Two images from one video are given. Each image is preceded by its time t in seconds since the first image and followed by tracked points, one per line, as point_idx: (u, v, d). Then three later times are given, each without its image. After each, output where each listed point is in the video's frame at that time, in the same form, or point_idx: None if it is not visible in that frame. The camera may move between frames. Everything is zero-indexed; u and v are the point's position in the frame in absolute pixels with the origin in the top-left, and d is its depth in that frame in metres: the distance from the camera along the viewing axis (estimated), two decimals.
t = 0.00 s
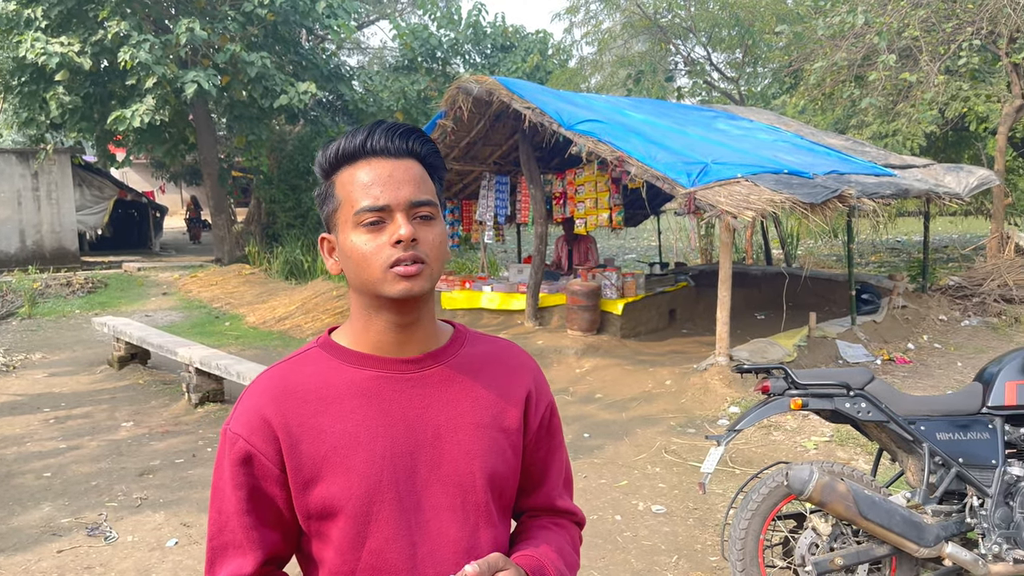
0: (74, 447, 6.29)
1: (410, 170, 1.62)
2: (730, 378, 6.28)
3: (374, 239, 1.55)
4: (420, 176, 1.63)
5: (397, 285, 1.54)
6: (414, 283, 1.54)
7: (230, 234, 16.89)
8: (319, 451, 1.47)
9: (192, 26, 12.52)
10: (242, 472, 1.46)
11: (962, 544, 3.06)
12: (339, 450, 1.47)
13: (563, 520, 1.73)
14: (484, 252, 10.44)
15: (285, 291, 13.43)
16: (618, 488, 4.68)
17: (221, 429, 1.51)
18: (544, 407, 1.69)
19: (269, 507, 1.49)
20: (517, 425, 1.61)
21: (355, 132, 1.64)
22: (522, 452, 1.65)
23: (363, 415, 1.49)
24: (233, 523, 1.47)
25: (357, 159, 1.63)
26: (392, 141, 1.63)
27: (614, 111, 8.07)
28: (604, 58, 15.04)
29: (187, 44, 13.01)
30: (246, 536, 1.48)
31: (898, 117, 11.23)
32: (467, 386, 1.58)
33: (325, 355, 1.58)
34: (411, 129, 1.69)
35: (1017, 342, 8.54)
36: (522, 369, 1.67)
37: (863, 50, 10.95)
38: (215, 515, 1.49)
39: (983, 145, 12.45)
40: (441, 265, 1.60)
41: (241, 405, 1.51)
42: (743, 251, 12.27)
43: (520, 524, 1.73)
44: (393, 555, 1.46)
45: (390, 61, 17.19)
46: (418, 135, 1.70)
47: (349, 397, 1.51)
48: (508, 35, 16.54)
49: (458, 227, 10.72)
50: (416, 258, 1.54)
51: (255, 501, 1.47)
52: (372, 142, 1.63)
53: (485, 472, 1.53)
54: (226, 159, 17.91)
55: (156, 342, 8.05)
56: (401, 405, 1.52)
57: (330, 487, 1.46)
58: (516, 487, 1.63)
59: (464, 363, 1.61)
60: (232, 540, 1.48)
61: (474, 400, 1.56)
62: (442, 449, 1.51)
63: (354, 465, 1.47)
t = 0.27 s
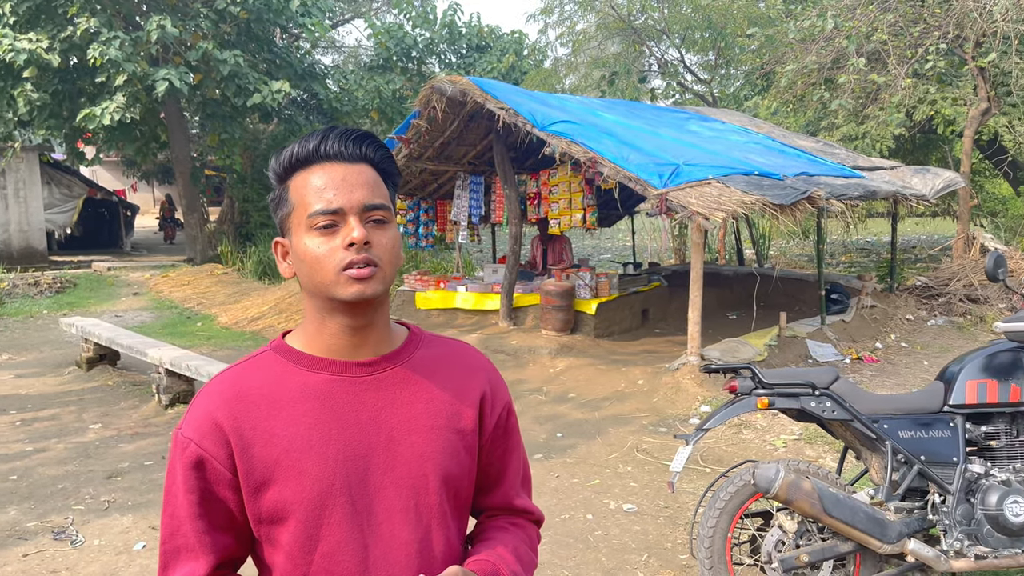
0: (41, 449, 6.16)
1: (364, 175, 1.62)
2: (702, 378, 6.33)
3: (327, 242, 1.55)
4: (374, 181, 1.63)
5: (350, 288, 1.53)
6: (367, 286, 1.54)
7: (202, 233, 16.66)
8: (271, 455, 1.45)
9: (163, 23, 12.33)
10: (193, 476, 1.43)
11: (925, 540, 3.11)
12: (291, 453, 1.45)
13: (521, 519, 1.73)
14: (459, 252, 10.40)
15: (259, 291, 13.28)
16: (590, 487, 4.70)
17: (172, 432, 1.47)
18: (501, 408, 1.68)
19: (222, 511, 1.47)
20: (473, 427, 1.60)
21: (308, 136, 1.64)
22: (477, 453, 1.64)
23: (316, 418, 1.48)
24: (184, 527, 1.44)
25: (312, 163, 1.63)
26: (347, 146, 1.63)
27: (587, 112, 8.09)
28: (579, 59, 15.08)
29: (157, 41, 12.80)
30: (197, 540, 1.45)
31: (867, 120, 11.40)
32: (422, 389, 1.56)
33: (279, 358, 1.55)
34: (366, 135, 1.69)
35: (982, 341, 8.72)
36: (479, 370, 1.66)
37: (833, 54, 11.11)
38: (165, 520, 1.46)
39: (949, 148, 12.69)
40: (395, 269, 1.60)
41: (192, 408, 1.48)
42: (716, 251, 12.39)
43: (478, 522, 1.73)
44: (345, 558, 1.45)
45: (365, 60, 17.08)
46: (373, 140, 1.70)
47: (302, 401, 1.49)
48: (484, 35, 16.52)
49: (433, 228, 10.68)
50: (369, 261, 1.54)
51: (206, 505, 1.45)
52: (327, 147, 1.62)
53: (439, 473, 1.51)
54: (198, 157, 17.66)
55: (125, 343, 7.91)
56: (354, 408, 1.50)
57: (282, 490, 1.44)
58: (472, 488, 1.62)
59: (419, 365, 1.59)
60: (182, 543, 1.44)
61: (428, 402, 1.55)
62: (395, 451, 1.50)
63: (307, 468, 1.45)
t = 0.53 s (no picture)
0: None
1: (331, 182, 1.61)
2: (669, 377, 6.38)
3: (294, 247, 1.53)
4: (341, 188, 1.62)
5: (316, 292, 1.52)
6: (332, 291, 1.52)
7: (168, 234, 16.35)
8: (235, 457, 1.41)
9: (127, 21, 12.06)
10: (156, 479, 1.38)
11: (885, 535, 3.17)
12: (256, 454, 1.41)
13: (478, 509, 1.74)
14: (428, 253, 10.35)
15: (226, 292, 13.08)
16: (559, 486, 4.70)
17: (134, 434, 1.42)
18: (457, 407, 1.68)
19: (186, 513, 1.42)
20: (432, 426, 1.59)
21: (276, 144, 1.62)
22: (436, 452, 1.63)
23: (281, 419, 1.44)
24: (147, 529, 1.40)
25: (279, 169, 1.61)
26: (314, 153, 1.62)
27: (556, 114, 8.12)
28: (548, 61, 15.12)
29: (121, 40, 12.52)
30: (159, 541, 1.40)
31: (831, 123, 11.60)
32: (385, 389, 1.55)
33: (242, 360, 1.52)
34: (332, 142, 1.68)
35: (941, 340, 8.93)
36: (437, 373, 1.65)
37: (797, 58, 11.31)
38: (127, 522, 1.41)
39: (910, 151, 12.98)
40: (360, 275, 1.59)
41: (155, 410, 1.43)
42: (684, 252, 12.51)
43: (437, 514, 1.73)
44: (309, 558, 1.42)
45: (333, 60, 16.92)
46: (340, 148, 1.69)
47: (266, 403, 1.46)
48: (453, 36, 16.49)
49: (402, 228, 10.62)
50: (335, 266, 1.53)
51: (170, 508, 1.40)
52: (294, 154, 1.61)
53: (402, 472, 1.50)
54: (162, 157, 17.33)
55: (88, 346, 7.72)
56: (319, 409, 1.48)
57: (247, 491, 1.41)
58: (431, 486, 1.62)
59: (381, 366, 1.58)
60: (147, 545, 1.41)
61: (391, 402, 1.54)
62: (360, 452, 1.48)
63: (271, 470, 1.41)
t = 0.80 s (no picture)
0: None
1: (312, 189, 1.60)
2: (641, 378, 6.42)
3: (273, 253, 1.52)
4: (321, 197, 1.62)
5: (292, 298, 1.52)
6: (308, 298, 1.53)
7: (137, 239, 16.09)
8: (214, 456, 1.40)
9: (94, 23, 11.85)
10: (130, 477, 1.35)
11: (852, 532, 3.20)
12: (234, 453, 1.41)
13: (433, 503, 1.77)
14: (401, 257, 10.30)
15: (196, 298, 12.90)
16: (532, 488, 4.71)
17: (104, 431, 1.38)
18: (421, 407, 1.71)
19: (157, 511, 1.39)
20: (399, 425, 1.62)
21: (259, 148, 1.60)
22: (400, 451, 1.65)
23: (257, 418, 1.44)
24: (115, 527, 1.35)
25: (259, 174, 1.59)
26: (296, 160, 1.61)
27: (527, 117, 8.14)
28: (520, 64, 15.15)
29: (88, 42, 12.30)
30: (128, 540, 1.35)
31: (799, 125, 11.77)
32: (358, 389, 1.56)
33: (215, 359, 1.49)
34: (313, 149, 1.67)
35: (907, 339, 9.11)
36: (404, 376, 1.68)
37: (765, 62, 11.49)
38: (94, 520, 1.36)
39: (876, 153, 13.23)
40: (336, 282, 1.59)
41: (127, 406, 1.40)
42: (656, 254, 12.61)
43: (392, 509, 1.72)
44: (283, 554, 1.43)
45: (305, 63, 16.79)
46: (320, 154, 1.68)
47: (243, 402, 1.45)
48: (425, 39, 16.46)
49: (375, 232, 10.56)
50: (313, 274, 1.53)
51: (143, 506, 1.36)
52: (277, 161, 1.59)
53: (373, 470, 1.53)
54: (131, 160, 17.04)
55: (54, 353, 7.56)
56: (295, 409, 1.48)
57: (225, 489, 1.40)
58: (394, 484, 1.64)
59: (352, 367, 1.59)
60: (112, 543, 1.35)
61: (363, 402, 1.55)
62: (335, 450, 1.49)
63: (250, 469, 1.41)
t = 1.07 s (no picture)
0: None
1: (278, 196, 1.54)
2: (621, 380, 6.40)
3: (236, 259, 1.46)
4: (289, 204, 1.56)
5: (254, 305, 1.46)
6: (271, 306, 1.47)
7: (114, 244, 15.87)
8: (185, 465, 1.35)
9: (67, 26, 11.64)
10: (100, 489, 1.28)
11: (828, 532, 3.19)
12: (205, 462, 1.36)
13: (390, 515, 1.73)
14: (381, 259, 10.22)
15: (174, 302, 12.74)
16: (512, 492, 4.67)
17: (68, 442, 1.30)
18: (383, 417, 1.67)
19: (127, 523, 1.32)
20: (365, 434, 1.59)
21: (225, 154, 1.54)
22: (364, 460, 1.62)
23: (227, 427, 1.39)
24: (87, 540, 1.28)
25: (225, 181, 1.53)
26: (263, 167, 1.55)
27: (505, 119, 8.10)
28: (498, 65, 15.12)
29: (62, 45, 12.10)
30: (99, 554, 1.28)
31: (777, 125, 11.82)
32: (325, 398, 1.52)
33: (180, 366, 1.43)
34: (282, 155, 1.61)
35: (885, 336, 9.18)
36: (368, 386, 1.64)
37: (742, 62, 11.58)
38: (61, 535, 1.28)
39: (854, 152, 13.35)
40: (302, 290, 1.53)
41: (92, 416, 1.32)
42: (636, 254, 12.63)
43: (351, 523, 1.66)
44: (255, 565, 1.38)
45: (283, 65, 16.65)
46: (289, 161, 1.62)
47: (211, 410, 1.39)
48: (404, 40, 16.41)
49: (353, 235, 10.45)
50: (276, 281, 1.47)
51: (114, 518, 1.29)
52: (244, 168, 1.53)
53: (340, 478, 1.49)
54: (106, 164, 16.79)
55: (27, 361, 7.41)
56: (265, 416, 1.44)
57: (198, 499, 1.35)
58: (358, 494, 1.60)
59: (318, 375, 1.55)
60: (83, 558, 1.28)
61: (331, 410, 1.51)
62: (306, 458, 1.45)
63: (222, 478, 1.37)
